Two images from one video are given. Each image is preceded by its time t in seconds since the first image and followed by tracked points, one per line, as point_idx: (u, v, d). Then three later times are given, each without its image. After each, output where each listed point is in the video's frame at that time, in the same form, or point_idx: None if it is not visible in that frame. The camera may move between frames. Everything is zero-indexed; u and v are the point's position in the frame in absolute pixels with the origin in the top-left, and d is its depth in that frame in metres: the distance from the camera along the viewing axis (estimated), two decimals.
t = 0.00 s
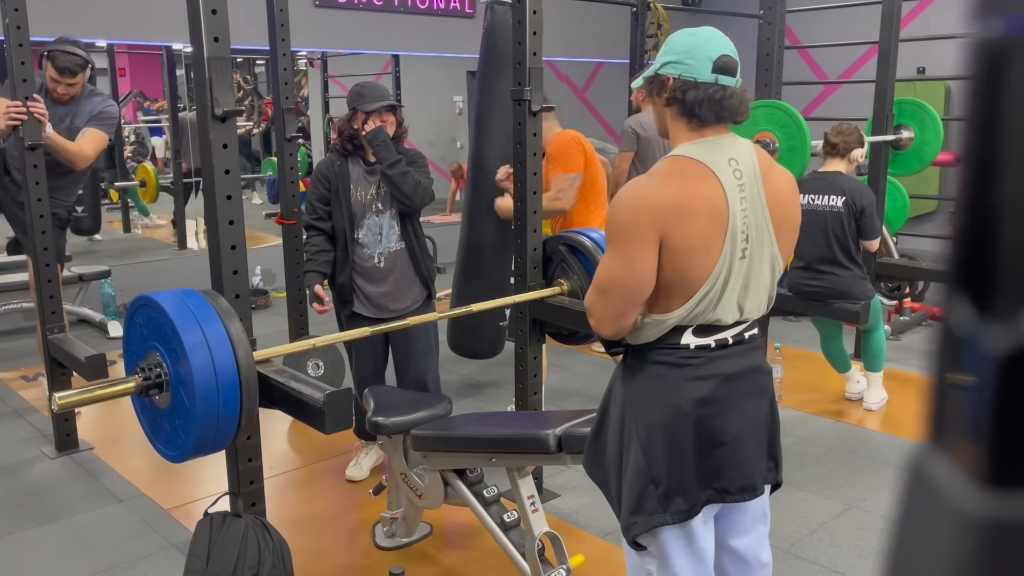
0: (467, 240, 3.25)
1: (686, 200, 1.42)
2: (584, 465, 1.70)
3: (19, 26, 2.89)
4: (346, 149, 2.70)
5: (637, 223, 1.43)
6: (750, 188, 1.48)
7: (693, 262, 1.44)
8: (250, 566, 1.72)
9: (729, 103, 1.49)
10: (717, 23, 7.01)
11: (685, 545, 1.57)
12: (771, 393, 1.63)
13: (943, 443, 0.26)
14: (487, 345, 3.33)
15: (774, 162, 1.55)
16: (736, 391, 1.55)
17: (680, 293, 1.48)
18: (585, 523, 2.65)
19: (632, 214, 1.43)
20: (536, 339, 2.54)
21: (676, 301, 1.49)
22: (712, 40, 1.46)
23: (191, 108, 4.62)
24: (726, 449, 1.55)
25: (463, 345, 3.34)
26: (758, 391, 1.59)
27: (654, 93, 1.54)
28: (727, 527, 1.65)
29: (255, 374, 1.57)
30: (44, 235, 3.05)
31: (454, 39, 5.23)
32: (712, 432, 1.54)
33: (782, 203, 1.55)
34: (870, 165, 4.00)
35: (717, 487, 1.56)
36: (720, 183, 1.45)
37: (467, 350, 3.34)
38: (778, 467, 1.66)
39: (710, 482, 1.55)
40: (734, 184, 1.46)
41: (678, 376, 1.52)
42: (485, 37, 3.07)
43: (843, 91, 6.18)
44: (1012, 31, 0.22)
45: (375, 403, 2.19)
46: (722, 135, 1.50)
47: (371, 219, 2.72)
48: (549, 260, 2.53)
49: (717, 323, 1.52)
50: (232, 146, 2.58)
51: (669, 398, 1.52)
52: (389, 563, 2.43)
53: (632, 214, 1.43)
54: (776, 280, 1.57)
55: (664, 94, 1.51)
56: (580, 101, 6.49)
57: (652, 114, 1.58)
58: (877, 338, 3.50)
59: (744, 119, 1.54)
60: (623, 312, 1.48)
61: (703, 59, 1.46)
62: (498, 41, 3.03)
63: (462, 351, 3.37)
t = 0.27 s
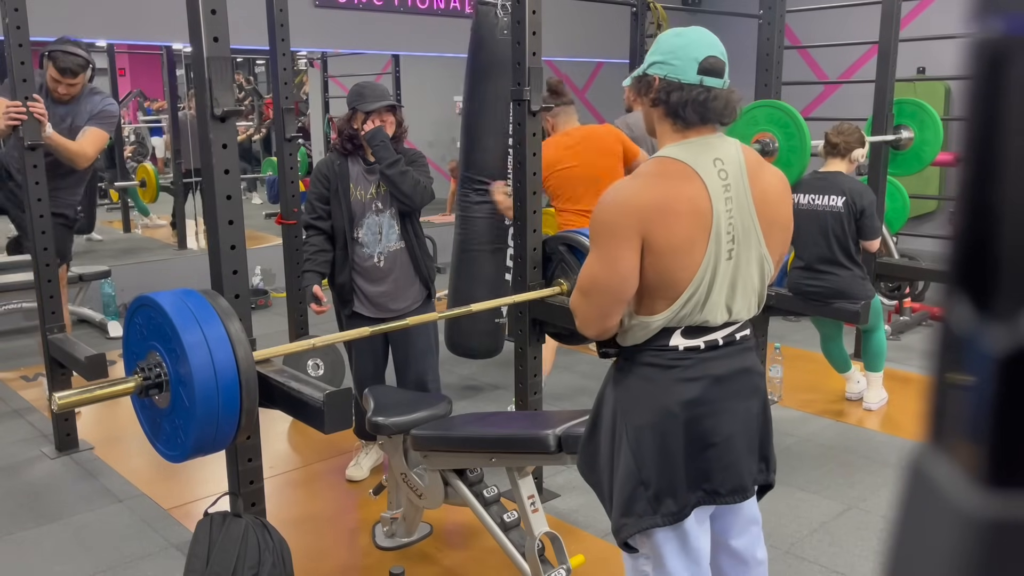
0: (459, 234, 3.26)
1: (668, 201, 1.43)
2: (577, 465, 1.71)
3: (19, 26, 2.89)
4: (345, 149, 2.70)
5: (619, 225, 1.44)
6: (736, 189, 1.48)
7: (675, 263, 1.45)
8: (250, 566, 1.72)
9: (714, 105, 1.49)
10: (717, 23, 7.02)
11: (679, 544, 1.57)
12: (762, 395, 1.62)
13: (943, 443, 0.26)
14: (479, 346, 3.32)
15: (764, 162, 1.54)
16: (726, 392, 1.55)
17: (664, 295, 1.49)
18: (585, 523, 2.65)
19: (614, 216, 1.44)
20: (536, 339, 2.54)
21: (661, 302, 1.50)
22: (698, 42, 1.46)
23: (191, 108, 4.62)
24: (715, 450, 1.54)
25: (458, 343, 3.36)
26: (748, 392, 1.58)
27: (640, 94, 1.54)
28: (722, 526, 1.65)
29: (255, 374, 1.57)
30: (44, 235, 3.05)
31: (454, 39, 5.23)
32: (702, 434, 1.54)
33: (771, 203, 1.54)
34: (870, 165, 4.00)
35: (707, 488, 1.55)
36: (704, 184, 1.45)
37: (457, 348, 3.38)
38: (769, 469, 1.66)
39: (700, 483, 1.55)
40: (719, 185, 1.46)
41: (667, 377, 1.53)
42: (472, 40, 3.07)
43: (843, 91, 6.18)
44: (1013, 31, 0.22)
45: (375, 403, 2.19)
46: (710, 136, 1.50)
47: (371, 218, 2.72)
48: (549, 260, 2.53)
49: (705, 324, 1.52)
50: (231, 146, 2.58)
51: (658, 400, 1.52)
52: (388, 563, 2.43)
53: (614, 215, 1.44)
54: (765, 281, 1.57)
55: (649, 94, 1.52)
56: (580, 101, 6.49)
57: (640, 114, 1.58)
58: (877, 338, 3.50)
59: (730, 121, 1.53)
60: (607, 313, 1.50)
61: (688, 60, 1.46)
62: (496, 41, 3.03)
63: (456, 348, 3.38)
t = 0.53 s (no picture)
0: (462, 234, 3.26)
1: (654, 203, 1.43)
2: (573, 465, 1.71)
3: (19, 26, 2.89)
4: (345, 149, 2.70)
5: (607, 227, 1.44)
6: (724, 189, 1.47)
7: (663, 264, 1.45)
8: (250, 566, 1.72)
9: (699, 107, 1.48)
10: (717, 23, 7.02)
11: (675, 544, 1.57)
12: (756, 396, 1.61)
13: (943, 443, 0.26)
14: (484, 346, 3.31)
15: (754, 163, 1.53)
16: (719, 394, 1.55)
17: (653, 296, 1.49)
18: (585, 523, 2.65)
19: (601, 218, 1.45)
20: (536, 339, 2.54)
21: (651, 304, 1.50)
22: (685, 42, 1.46)
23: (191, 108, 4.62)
24: (708, 452, 1.54)
25: (462, 344, 3.33)
26: (741, 393, 1.58)
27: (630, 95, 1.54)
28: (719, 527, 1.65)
29: (255, 374, 1.57)
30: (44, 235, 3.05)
31: (454, 39, 5.24)
32: (694, 436, 1.54)
33: (762, 203, 1.53)
34: (870, 165, 4.00)
35: (701, 490, 1.55)
36: (691, 185, 1.45)
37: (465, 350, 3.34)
38: (765, 470, 1.65)
39: (693, 485, 1.55)
40: (706, 186, 1.46)
41: (658, 379, 1.53)
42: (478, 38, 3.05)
43: (843, 92, 6.18)
44: (1012, 31, 0.22)
45: (375, 403, 2.19)
46: (698, 137, 1.50)
47: (371, 218, 2.72)
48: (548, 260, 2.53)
49: (695, 326, 1.52)
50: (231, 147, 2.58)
51: (649, 402, 1.53)
52: (388, 564, 2.43)
53: (600, 218, 1.45)
54: (757, 282, 1.56)
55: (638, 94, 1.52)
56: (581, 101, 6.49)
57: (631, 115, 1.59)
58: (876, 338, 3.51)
59: (720, 121, 1.53)
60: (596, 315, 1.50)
61: (674, 61, 1.46)
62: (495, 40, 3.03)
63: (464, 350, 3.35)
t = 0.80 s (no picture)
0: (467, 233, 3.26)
1: (643, 203, 1.43)
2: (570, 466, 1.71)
3: (19, 26, 2.88)
4: (344, 149, 2.70)
5: (596, 227, 1.45)
6: (714, 188, 1.47)
7: (652, 264, 1.45)
8: (250, 566, 1.72)
9: (692, 106, 1.48)
10: (717, 23, 7.02)
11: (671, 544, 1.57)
12: (751, 398, 1.60)
13: (942, 443, 0.26)
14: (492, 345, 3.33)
15: (747, 163, 1.53)
16: (712, 396, 1.54)
17: (643, 296, 1.50)
18: (585, 523, 2.65)
19: (590, 219, 1.46)
20: (536, 339, 2.54)
21: (641, 304, 1.51)
22: (678, 41, 1.46)
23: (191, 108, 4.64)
24: (702, 454, 1.54)
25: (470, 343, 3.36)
26: (734, 394, 1.57)
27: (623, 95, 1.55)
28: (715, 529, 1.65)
29: (255, 374, 1.57)
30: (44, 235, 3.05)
31: (454, 39, 5.24)
32: (688, 437, 1.53)
33: (754, 203, 1.52)
34: (870, 165, 4.00)
35: (694, 491, 1.55)
36: (680, 185, 1.45)
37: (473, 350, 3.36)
38: (762, 472, 1.64)
39: (687, 486, 1.55)
40: (696, 186, 1.46)
41: (651, 381, 1.53)
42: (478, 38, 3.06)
43: (843, 92, 6.18)
44: (1013, 31, 0.22)
45: (375, 403, 2.19)
46: (689, 137, 1.50)
47: (370, 218, 2.71)
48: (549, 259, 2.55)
49: (688, 326, 1.52)
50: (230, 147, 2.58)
51: (642, 403, 1.53)
52: (388, 563, 2.43)
53: (589, 218, 1.46)
54: (751, 282, 1.56)
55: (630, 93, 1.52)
56: (580, 102, 6.50)
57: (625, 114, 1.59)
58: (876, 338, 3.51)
59: (713, 122, 1.52)
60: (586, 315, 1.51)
61: (667, 60, 1.46)
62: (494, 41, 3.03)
63: (472, 350, 3.37)
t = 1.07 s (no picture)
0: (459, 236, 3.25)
1: (635, 205, 1.44)
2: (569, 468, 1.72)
3: (19, 26, 2.88)
4: (342, 149, 2.70)
5: (588, 228, 1.46)
6: (708, 189, 1.47)
7: (644, 266, 1.46)
8: (250, 566, 1.72)
9: (687, 107, 1.47)
10: (716, 23, 7.03)
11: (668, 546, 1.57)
12: (747, 400, 1.60)
13: (943, 443, 0.26)
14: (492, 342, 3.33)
15: (743, 163, 1.52)
16: (707, 398, 1.54)
17: (636, 297, 1.50)
18: (585, 523, 2.65)
19: (583, 220, 1.47)
20: (536, 339, 2.54)
21: (635, 305, 1.51)
22: (673, 42, 1.47)
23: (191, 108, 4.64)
24: (697, 456, 1.54)
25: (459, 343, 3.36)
26: (729, 397, 1.56)
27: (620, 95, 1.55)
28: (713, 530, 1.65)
29: (255, 374, 1.57)
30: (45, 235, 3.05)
31: (454, 39, 5.24)
32: (683, 439, 1.53)
33: (750, 203, 1.52)
34: (870, 165, 4.00)
35: (690, 493, 1.55)
36: (673, 186, 1.45)
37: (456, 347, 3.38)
38: (759, 475, 1.64)
39: (682, 489, 1.55)
40: (689, 187, 1.46)
41: (645, 382, 1.53)
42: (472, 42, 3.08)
43: (843, 92, 6.19)
44: (1012, 31, 0.22)
45: (375, 403, 2.19)
46: (684, 138, 1.50)
47: (369, 219, 2.72)
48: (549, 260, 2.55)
49: (684, 327, 1.52)
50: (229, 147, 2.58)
51: (636, 405, 1.53)
52: (388, 564, 2.43)
53: (582, 219, 1.46)
54: (747, 283, 1.55)
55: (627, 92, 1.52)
56: (581, 102, 6.50)
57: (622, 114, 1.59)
58: (876, 338, 3.51)
59: (709, 123, 1.52)
60: (579, 316, 1.52)
61: (662, 61, 1.46)
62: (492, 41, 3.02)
63: (455, 348, 3.39)
